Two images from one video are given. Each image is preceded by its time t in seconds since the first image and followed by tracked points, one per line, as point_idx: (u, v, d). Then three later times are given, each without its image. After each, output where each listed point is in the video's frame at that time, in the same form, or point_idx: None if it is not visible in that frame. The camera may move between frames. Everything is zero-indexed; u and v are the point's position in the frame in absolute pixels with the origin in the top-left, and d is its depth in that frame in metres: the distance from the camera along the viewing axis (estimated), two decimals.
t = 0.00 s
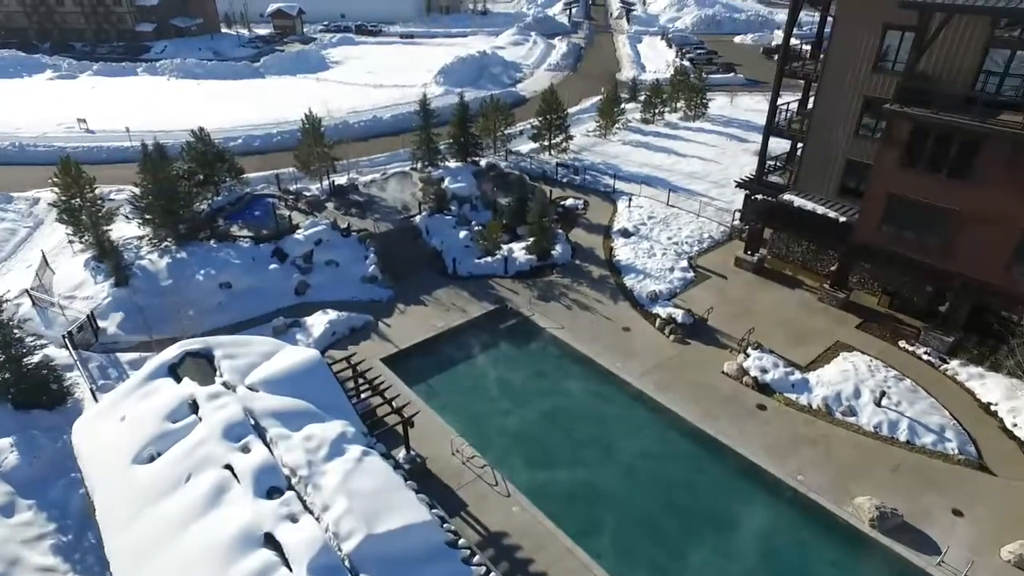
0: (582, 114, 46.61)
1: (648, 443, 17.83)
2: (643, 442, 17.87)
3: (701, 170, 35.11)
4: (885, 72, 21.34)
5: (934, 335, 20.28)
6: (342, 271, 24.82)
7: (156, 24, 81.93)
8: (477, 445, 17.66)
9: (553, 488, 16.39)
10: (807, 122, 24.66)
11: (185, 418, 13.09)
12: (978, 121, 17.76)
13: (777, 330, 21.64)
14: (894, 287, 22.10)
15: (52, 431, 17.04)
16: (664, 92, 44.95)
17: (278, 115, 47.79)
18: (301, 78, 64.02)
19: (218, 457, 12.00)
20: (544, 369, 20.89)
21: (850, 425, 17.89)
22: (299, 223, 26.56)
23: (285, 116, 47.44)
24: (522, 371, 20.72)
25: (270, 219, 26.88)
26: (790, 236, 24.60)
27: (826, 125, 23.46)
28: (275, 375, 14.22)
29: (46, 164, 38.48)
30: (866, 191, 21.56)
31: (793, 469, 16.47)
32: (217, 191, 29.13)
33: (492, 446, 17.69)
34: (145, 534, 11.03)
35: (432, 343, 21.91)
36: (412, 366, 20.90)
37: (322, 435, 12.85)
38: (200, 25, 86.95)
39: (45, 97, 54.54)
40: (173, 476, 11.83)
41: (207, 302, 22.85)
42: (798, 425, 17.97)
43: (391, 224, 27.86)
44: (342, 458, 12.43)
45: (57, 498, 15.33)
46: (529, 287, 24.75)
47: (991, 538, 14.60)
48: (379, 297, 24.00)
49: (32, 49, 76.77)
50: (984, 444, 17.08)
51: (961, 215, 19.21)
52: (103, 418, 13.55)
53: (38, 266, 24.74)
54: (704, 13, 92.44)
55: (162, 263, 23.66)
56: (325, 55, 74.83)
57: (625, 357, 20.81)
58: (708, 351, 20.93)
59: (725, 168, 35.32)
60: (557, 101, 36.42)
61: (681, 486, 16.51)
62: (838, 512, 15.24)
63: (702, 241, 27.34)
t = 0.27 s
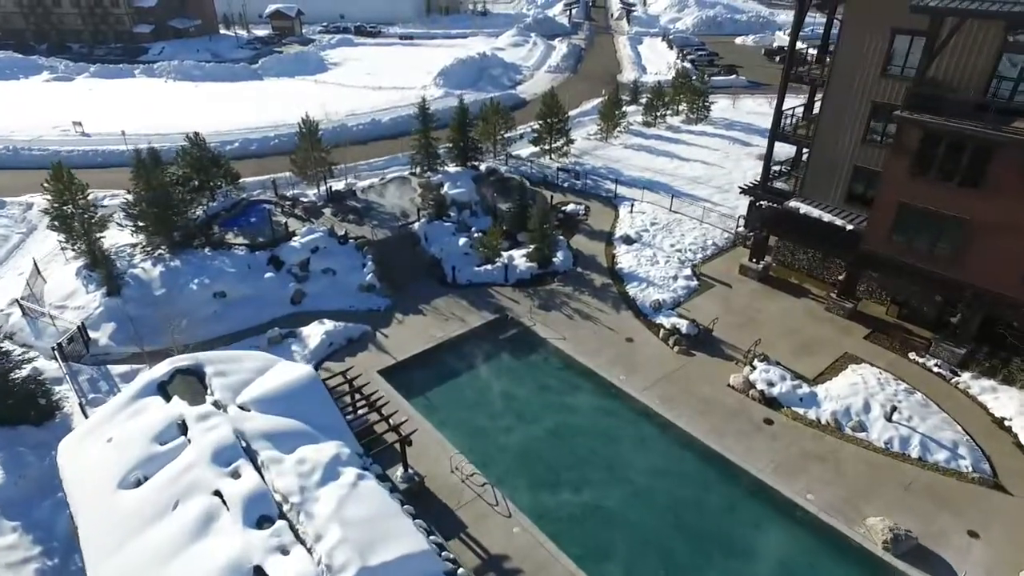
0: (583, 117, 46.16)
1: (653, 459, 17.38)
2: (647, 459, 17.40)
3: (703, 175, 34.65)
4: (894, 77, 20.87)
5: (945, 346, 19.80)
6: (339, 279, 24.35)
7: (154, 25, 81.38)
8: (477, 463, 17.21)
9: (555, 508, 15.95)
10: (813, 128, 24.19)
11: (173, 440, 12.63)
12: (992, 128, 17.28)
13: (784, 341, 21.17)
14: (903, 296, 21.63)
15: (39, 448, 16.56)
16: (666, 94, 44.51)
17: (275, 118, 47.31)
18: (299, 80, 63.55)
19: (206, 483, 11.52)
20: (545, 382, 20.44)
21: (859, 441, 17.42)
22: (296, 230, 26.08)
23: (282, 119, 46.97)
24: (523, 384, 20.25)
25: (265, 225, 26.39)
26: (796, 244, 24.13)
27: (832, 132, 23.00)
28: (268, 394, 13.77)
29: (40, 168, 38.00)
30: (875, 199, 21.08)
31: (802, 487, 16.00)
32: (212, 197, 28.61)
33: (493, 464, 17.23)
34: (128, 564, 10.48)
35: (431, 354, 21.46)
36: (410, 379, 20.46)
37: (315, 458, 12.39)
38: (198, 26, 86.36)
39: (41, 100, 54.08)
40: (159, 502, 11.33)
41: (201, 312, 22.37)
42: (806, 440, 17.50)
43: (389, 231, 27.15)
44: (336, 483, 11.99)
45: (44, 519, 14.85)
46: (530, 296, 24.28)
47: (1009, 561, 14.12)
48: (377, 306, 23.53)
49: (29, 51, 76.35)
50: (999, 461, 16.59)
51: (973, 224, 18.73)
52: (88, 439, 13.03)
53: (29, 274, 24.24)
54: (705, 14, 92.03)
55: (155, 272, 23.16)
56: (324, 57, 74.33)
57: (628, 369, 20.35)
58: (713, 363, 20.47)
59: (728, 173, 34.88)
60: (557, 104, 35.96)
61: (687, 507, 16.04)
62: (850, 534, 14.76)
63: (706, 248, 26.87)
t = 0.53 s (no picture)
0: (584, 120, 45.69)
1: (658, 477, 16.91)
2: (651, 477, 16.95)
3: (706, 179, 34.19)
4: (904, 83, 20.37)
5: (956, 359, 19.32)
6: (336, 288, 23.89)
7: (152, 26, 80.80)
8: (477, 481, 16.74)
9: (557, 529, 15.48)
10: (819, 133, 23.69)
11: (161, 464, 12.16)
12: (1007, 135, 16.78)
13: (791, 353, 20.70)
14: (912, 306, 21.13)
15: (26, 466, 16.09)
16: (667, 97, 44.03)
17: (273, 121, 46.84)
18: (298, 82, 63.08)
19: (195, 510, 11.03)
20: (547, 395, 19.99)
21: (870, 458, 16.94)
22: (292, 237, 25.60)
23: (280, 122, 46.51)
24: (524, 397, 19.80)
25: (261, 232, 25.88)
26: (802, 252, 23.66)
27: (840, 138, 22.50)
28: (260, 414, 13.31)
29: (35, 173, 37.53)
30: (884, 207, 20.59)
31: (812, 507, 15.52)
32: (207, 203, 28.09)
33: (493, 482, 16.77)
34: None
35: (430, 366, 21.00)
36: (408, 392, 20.00)
37: (309, 483, 11.92)
38: (197, 27, 85.83)
39: (38, 102, 53.64)
40: (144, 530, 10.81)
41: (195, 322, 21.90)
42: (815, 457, 17.02)
43: (387, 239, 26.40)
44: (330, 509, 11.53)
45: (29, 542, 14.38)
46: (530, 305, 23.81)
47: None
48: (374, 316, 23.06)
49: (26, 53, 75.94)
50: (1014, 479, 16.10)
51: (986, 234, 18.23)
52: (73, 462, 12.54)
53: (20, 283, 23.77)
54: (706, 15, 91.57)
55: (148, 281, 22.68)
56: (323, 58, 73.82)
57: (631, 381, 19.88)
58: (718, 375, 19.99)
59: (731, 177, 34.41)
60: (558, 107, 35.47)
61: (694, 528, 15.55)
62: (862, 557, 14.28)
63: (710, 255, 26.40)
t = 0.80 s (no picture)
0: (585, 123, 45.15)
1: (663, 499, 16.37)
2: (657, 499, 16.39)
3: (710, 185, 33.65)
4: (916, 89, 19.79)
5: (970, 374, 18.74)
6: (333, 299, 23.36)
7: (150, 27, 80.14)
8: (477, 504, 16.19)
9: (560, 555, 14.93)
10: (827, 140, 23.12)
11: (145, 494, 11.58)
12: None
13: (799, 367, 20.14)
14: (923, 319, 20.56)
15: (9, 489, 15.55)
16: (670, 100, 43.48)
17: (270, 124, 46.28)
18: (297, 84, 62.52)
19: (178, 547, 10.46)
20: (548, 411, 19.48)
21: (884, 479, 16.36)
22: (288, 246, 25.05)
23: (278, 125, 45.95)
24: (525, 414, 19.26)
25: (256, 241, 25.29)
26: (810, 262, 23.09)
27: (848, 145, 21.92)
28: (249, 440, 12.75)
29: (28, 178, 36.96)
30: (895, 218, 20.01)
31: (824, 532, 14.95)
32: (201, 211, 27.52)
33: (494, 505, 16.22)
34: None
35: (428, 381, 20.45)
36: (406, 408, 19.46)
37: (299, 514, 11.36)
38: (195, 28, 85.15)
39: (33, 105, 53.05)
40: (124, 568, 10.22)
41: (187, 335, 21.36)
42: (826, 478, 16.44)
43: (386, 247, 25.87)
44: (321, 544, 10.99)
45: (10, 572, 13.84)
46: (531, 316, 23.27)
47: None
48: (372, 327, 22.52)
49: (23, 54, 75.35)
50: None
51: (1001, 246, 17.65)
52: (53, 492, 11.96)
53: (9, 294, 23.21)
54: (707, 16, 91.06)
55: (139, 292, 22.11)
56: (322, 60, 73.24)
57: (636, 397, 19.32)
58: (725, 391, 19.44)
59: (735, 183, 33.88)
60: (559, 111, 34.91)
61: (702, 554, 15.00)
62: None
63: (714, 264, 25.84)
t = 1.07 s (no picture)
0: (586, 127, 44.67)
1: (668, 520, 15.91)
2: (662, 519, 15.93)
3: (712, 190, 33.18)
4: (926, 96, 19.32)
5: (983, 388, 18.25)
6: (330, 308, 22.91)
7: (148, 29, 79.60)
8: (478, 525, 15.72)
9: None
10: (835, 147, 22.66)
11: (130, 522, 11.08)
12: None
13: (807, 380, 19.66)
14: (933, 331, 20.07)
15: None
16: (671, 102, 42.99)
17: (268, 127, 45.77)
18: (295, 86, 62.02)
19: None
20: (549, 426, 19.01)
21: (896, 498, 15.86)
22: (284, 254, 24.57)
23: (276, 128, 45.45)
24: (526, 429, 18.80)
25: (252, 249, 24.75)
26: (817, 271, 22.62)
27: (857, 152, 21.45)
28: (240, 463, 12.29)
29: (22, 183, 36.45)
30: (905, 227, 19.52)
31: (836, 555, 14.47)
32: (197, 217, 27.01)
33: (494, 526, 15.77)
34: None
35: (427, 394, 19.98)
36: (404, 423, 19.00)
37: (291, 544, 10.90)
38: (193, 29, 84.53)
39: (28, 107, 52.52)
40: None
41: (180, 347, 20.89)
42: (837, 497, 15.94)
43: (385, 255, 25.44)
44: None
45: None
46: (532, 326, 22.80)
47: None
48: (369, 338, 22.06)
49: (19, 56, 74.82)
50: None
51: (1015, 257, 17.17)
52: (34, 519, 11.44)
53: None
54: (708, 17, 90.61)
55: (132, 302, 21.63)
56: (320, 61, 72.76)
57: (640, 411, 18.84)
58: (731, 405, 18.96)
59: (738, 188, 33.41)
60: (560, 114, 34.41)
61: None
62: None
63: (718, 272, 25.37)
